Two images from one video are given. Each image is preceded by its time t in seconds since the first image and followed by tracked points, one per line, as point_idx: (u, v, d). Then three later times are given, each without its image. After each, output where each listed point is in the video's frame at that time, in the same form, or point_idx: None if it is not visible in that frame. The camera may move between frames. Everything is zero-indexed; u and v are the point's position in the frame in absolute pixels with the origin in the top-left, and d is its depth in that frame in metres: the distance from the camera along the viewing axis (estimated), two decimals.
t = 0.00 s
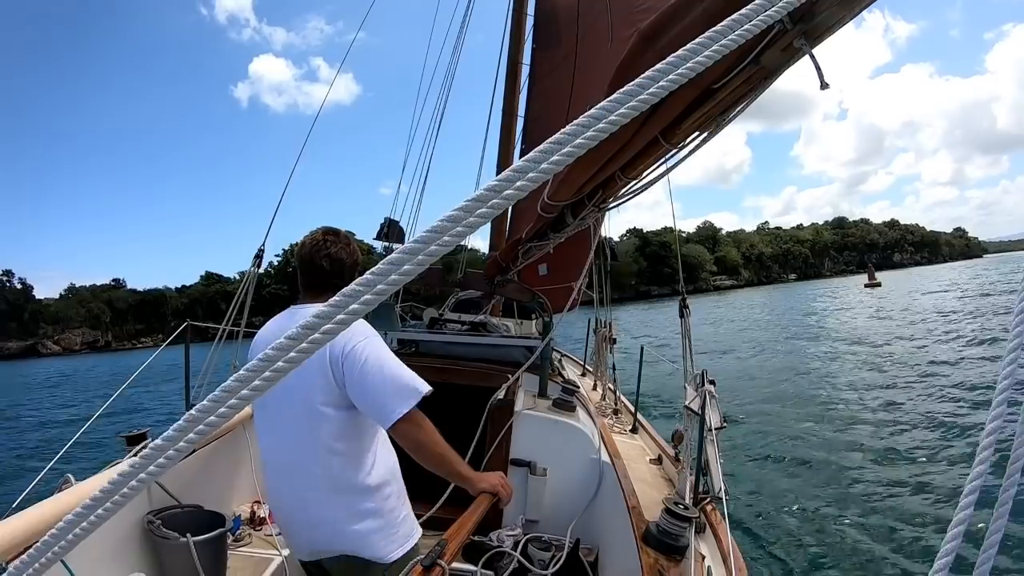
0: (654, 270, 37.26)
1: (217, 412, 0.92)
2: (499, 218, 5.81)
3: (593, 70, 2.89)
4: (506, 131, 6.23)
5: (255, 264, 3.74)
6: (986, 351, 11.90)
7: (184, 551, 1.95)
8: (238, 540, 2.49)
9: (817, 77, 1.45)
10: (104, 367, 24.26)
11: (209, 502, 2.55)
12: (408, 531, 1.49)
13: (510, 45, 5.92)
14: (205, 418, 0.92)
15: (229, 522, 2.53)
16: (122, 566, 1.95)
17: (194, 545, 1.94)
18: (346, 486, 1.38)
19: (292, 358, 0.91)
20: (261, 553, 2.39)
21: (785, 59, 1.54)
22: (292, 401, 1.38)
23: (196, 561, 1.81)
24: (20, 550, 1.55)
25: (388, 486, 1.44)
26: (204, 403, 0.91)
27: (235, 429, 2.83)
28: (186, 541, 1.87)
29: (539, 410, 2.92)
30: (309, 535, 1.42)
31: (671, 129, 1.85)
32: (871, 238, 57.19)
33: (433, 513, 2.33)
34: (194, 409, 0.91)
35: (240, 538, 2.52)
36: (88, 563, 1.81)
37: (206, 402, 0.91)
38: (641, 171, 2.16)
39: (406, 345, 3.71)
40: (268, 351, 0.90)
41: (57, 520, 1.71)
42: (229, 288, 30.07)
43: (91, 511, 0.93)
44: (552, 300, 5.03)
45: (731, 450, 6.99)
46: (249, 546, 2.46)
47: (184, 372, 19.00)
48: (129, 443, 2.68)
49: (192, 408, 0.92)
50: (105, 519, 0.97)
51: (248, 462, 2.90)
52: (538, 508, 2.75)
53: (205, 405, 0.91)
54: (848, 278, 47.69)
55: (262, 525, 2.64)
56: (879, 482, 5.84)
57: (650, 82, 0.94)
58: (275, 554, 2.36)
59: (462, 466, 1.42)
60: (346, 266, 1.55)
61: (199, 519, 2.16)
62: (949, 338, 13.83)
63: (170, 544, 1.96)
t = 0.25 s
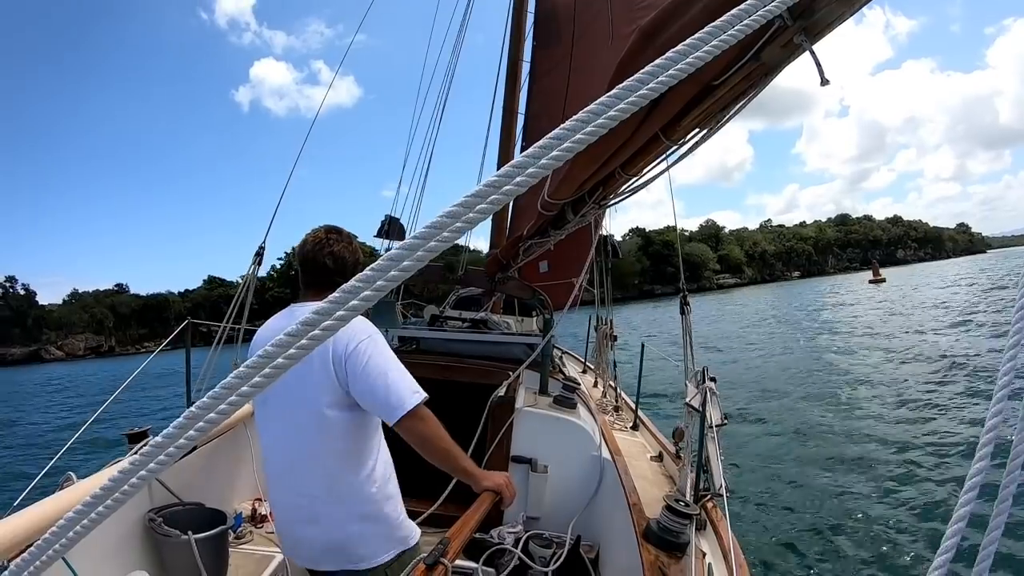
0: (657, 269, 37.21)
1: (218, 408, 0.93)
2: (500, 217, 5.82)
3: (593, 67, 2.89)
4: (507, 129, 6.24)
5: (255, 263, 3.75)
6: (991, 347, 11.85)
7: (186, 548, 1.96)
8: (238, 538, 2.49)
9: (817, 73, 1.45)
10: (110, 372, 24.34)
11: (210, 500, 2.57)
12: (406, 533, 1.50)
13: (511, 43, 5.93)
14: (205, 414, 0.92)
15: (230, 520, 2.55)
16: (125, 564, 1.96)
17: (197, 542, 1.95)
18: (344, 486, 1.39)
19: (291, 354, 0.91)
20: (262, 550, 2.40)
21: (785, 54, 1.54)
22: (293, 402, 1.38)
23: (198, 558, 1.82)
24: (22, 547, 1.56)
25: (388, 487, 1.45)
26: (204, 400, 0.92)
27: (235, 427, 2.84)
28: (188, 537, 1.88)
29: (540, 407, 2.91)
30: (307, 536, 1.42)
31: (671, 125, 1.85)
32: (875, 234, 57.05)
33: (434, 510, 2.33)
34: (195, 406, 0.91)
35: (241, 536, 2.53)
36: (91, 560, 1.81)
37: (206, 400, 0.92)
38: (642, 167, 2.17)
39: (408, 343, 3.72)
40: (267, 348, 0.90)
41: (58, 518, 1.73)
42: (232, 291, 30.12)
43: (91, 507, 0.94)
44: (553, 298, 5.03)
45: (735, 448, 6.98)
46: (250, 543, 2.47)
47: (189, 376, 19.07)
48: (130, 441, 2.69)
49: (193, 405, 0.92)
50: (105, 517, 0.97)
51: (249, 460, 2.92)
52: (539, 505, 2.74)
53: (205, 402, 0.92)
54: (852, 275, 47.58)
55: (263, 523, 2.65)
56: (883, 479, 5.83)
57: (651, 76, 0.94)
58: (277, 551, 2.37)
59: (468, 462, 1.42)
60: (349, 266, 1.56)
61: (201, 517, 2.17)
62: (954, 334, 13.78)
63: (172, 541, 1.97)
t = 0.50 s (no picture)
0: (659, 269, 37.17)
1: (222, 408, 0.93)
2: (500, 215, 5.82)
3: (595, 67, 2.89)
4: (508, 129, 6.25)
5: (256, 263, 3.77)
6: (995, 344, 11.83)
7: (187, 548, 1.97)
8: (241, 536, 2.50)
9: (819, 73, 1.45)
10: (114, 377, 24.40)
11: (213, 498, 2.57)
12: (405, 532, 1.50)
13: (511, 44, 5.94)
14: (209, 414, 0.93)
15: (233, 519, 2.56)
16: (127, 564, 1.97)
17: (198, 540, 1.95)
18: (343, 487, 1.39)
19: (296, 354, 0.92)
20: (264, 549, 2.39)
21: (787, 53, 1.54)
22: (294, 400, 1.38)
23: (200, 557, 1.82)
24: (23, 548, 1.56)
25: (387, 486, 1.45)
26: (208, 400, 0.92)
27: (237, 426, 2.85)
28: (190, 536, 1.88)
29: (542, 405, 2.91)
30: (306, 533, 1.43)
31: (673, 124, 1.86)
32: (877, 233, 57.01)
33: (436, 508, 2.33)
34: (199, 406, 0.92)
35: (244, 534, 2.54)
36: (91, 559, 1.82)
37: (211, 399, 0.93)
38: (643, 165, 2.17)
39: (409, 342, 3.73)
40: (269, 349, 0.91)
41: (61, 518, 1.73)
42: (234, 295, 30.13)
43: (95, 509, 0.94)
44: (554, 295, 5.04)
45: (738, 446, 6.98)
46: (252, 542, 2.48)
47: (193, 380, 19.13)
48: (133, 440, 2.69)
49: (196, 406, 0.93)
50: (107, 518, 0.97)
51: (251, 459, 2.92)
52: (541, 503, 2.74)
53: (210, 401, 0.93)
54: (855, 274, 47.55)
55: (266, 521, 2.66)
56: (887, 477, 5.81)
57: (655, 75, 0.93)
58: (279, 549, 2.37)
59: (474, 456, 1.41)
60: (352, 266, 1.57)
61: (203, 515, 2.17)
62: (957, 332, 13.76)
63: (174, 540, 1.97)
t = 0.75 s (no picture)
0: (660, 271, 37.19)
1: (226, 406, 0.94)
2: (501, 215, 5.83)
3: (595, 66, 2.90)
4: (508, 130, 6.26)
5: (258, 265, 3.78)
6: (997, 344, 11.81)
7: (190, 548, 1.96)
8: (244, 536, 2.50)
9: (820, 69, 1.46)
10: (116, 381, 24.40)
11: (215, 498, 2.57)
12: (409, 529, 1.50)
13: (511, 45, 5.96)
14: (210, 415, 0.93)
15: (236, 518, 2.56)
16: (129, 565, 1.96)
17: (201, 540, 1.94)
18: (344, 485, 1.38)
19: (298, 353, 0.92)
20: (266, 550, 2.40)
21: (788, 50, 1.54)
22: (294, 400, 1.38)
23: (204, 557, 1.82)
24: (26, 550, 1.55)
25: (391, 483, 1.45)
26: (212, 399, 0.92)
27: (239, 426, 2.85)
28: (193, 536, 1.87)
29: (544, 404, 2.91)
30: (311, 532, 1.43)
31: (674, 121, 1.86)
32: (879, 234, 56.95)
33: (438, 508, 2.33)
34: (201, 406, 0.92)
35: (246, 535, 2.54)
36: (94, 560, 1.81)
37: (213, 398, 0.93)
38: (645, 163, 2.17)
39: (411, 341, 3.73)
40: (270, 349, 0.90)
41: (62, 521, 1.72)
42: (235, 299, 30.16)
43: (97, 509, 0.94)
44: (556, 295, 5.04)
45: (741, 447, 6.98)
46: (255, 542, 2.48)
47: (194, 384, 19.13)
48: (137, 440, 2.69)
49: (199, 405, 0.93)
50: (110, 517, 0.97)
51: (254, 459, 2.92)
52: (544, 501, 2.74)
53: (213, 401, 0.93)
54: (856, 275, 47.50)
55: (268, 522, 2.67)
56: (889, 476, 5.81)
57: (654, 73, 0.94)
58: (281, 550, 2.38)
59: (467, 451, 1.44)
60: (351, 268, 1.57)
61: (206, 516, 2.17)
62: (959, 332, 13.74)
63: (177, 540, 1.97)
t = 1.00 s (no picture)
0: (661, 273, 37.22)
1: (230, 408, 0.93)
2: (502, 215, 5.84)
3: (596, 66, 2.90)
4: (509, 131, 6.27)
5: (260, 267, 3.78)
6: (1000, 344, 11.79)
7: (194, 549, 1.96)
8: (248, 538, 2.51)
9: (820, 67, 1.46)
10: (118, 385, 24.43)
11: (219, 500, 2.57)
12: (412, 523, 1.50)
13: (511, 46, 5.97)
14: (213, 418, 0.93)
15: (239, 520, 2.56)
16: (134, 566, 1.96)
17: (205, 541, 1.94)
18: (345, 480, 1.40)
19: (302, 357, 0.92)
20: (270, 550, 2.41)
21: (788, 48, 1.54)
22: (289, 399, 1.40)
23: (208, 558, 1.82)
24: (27, 554, 1.55)
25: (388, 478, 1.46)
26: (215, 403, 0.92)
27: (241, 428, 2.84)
28: (197, 538, 1.87)
29: (546, 404, 2.90)
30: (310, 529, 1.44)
31: (675, 120, 1.86)
32: (880, 235, 56.93)
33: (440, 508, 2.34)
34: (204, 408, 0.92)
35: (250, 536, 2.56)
36: (98, 563, 1.82)
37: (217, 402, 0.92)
38: (646, 162, 2.17)
39: (413, 341, 3.73)
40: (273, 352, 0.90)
41: (67, 525, 1.73)
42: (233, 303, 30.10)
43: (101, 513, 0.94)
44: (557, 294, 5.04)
45: (743, 448, 6.98)
46: (259, 543, 2.49)
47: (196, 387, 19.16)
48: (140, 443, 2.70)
49: (203, 408, 0.93)
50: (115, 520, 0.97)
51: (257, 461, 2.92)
52: (547, 501, 2.73)
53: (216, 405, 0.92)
54: (858, 276, 47.48)
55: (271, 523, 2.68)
56: (892, 477, 5.80)
57: (656, 72, 0.94)
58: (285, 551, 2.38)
59: (441, 442, 1.38)
60: (340, 263, 1.57)
61: (210, 517, 2.17)
62: (961, 333, 13.73)
63: (181, 542, 1.96)
